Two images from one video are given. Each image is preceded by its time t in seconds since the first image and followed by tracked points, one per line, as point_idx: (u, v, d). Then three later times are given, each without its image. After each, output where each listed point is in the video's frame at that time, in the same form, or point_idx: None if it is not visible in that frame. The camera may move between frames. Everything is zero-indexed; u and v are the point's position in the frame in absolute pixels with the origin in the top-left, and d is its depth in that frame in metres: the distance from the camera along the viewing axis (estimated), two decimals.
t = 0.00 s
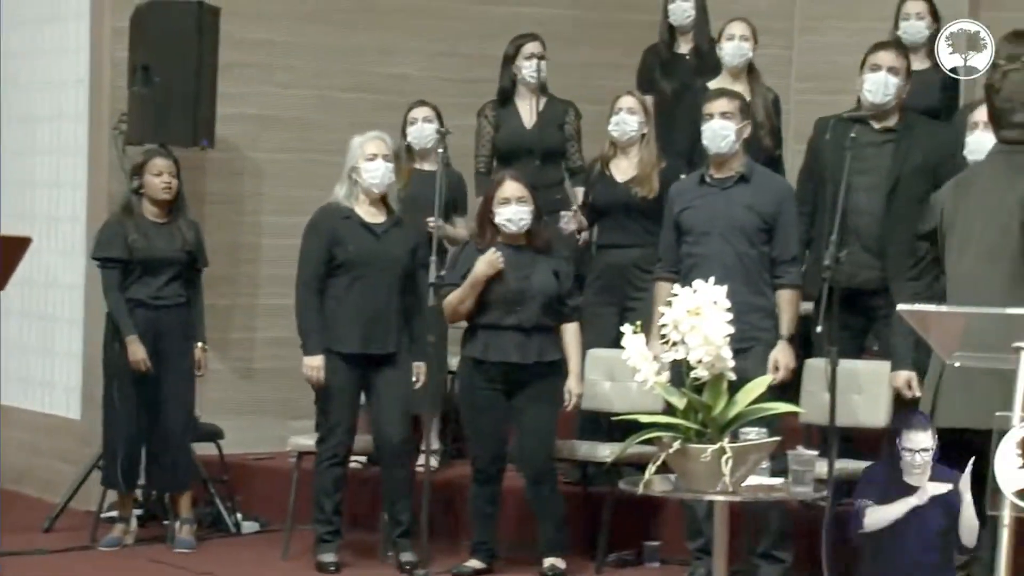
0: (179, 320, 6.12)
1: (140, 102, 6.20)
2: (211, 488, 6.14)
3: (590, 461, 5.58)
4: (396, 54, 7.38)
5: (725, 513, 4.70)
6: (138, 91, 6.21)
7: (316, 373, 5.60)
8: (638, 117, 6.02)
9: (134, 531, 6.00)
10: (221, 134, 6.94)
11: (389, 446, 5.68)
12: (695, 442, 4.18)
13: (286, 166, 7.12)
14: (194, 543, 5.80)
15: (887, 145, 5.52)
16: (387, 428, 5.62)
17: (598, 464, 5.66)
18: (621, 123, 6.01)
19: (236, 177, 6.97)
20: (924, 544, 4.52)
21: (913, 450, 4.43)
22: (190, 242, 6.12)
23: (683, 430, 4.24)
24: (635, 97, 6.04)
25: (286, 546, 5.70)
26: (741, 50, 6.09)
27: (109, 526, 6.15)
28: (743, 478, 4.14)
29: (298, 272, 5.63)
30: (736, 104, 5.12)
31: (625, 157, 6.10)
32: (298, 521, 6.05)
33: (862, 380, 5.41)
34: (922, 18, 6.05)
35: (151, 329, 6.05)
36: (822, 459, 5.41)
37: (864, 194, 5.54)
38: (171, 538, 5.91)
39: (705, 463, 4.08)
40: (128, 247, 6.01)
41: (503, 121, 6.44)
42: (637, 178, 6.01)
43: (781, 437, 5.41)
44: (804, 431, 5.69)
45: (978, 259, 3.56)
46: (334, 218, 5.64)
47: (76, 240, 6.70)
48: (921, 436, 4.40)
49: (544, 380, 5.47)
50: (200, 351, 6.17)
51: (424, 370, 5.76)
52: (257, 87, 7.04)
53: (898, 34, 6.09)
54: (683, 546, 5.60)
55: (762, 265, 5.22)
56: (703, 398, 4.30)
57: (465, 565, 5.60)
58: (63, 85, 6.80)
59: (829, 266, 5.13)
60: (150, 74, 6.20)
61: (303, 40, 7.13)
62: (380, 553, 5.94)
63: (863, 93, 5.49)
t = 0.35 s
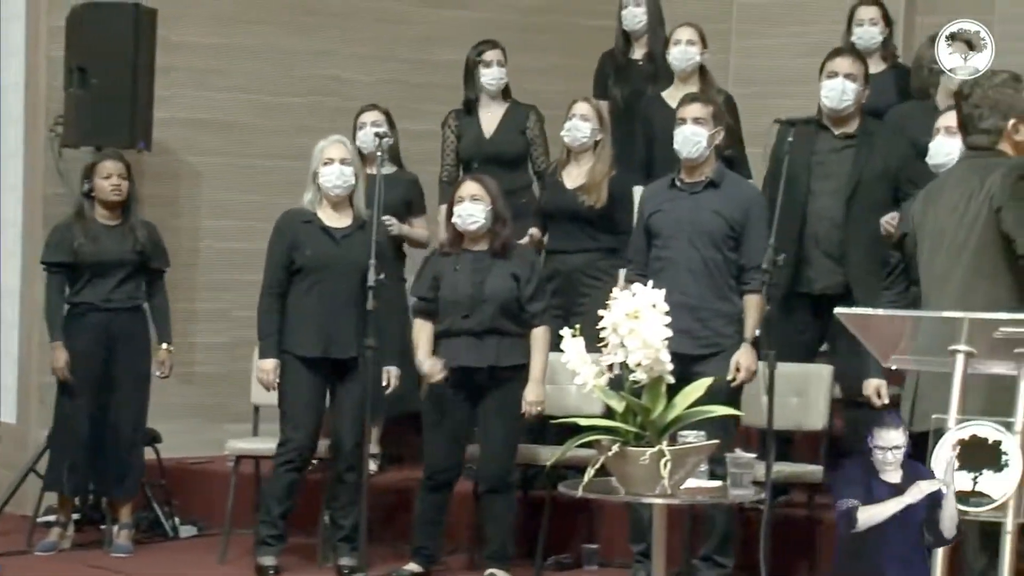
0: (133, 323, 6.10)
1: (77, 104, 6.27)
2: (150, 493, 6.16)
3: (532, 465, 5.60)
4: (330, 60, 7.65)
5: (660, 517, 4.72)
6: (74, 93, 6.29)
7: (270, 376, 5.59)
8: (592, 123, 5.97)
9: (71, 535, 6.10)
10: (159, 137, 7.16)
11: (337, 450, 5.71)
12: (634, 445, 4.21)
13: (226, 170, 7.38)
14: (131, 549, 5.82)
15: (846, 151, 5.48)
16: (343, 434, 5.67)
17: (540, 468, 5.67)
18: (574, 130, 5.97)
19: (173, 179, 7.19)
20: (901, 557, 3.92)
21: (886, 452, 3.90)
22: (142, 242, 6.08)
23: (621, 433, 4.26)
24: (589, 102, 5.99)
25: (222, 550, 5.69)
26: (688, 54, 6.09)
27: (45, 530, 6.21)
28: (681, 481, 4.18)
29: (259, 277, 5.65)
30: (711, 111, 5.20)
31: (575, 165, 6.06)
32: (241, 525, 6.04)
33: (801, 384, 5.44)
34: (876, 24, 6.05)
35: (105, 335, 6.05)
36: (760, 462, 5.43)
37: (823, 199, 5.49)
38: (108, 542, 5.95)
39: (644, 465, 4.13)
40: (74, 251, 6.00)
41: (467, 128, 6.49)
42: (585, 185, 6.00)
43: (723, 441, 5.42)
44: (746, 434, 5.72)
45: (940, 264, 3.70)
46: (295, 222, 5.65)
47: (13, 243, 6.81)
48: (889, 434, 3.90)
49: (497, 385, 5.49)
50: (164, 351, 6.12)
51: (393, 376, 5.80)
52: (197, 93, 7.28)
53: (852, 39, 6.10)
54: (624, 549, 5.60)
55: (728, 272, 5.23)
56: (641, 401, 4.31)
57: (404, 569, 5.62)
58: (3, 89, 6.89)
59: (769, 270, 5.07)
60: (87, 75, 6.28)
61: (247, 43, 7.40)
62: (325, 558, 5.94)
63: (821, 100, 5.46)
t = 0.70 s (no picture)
0: (67, 326, 6.05)
1: (7, 102, 6.22)
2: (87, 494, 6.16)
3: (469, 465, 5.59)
4: (267, 58, 7.63)
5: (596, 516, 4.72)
6: (6, 91, 6.24)
7: (206, 371, 5.70)
8: (524, 126, 5.96)
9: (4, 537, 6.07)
10: (93, 135, 7.12)
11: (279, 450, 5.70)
12: (570, 445, 4.23)
13: (163, 171, 7.35)
14: (64, 550, 5.83)
15: (784, 150, 5.55)
16: (285, 431, 5.66)
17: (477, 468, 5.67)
18: (506, 133, 5.95)
19: (107, 177, 7.16)
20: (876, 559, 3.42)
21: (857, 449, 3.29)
22: (76, 244, 6.04)
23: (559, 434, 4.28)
24: (523, 104, 5.97)
25: (158, 553, 5.67)
26: (624, 53, 6.15)
27: None
28: (618, 481, 4.19)
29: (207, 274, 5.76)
30: (661, 113, 5.25)
31: (508, 165, 6.05)
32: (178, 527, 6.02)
33: (738, 384, 5.45)
34: (814, 22, 6.11)
35: (37, 336, 6.01)
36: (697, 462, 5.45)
37: (762, 198, 5.55)
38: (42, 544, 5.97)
39: (581, 465, 4.14)
40: (10, 256, 6.02)
41: (410, 127, 6.51)
42: (514, 185, 6.00)
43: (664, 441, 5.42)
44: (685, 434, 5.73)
45: (878, 272, 3.59)
46: (240, 219, 5.73)
47: None
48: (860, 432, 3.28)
49: (437, 386, 5.49)
50: (95, 357, 5.99)
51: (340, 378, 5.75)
52: (137, 92, 7.24)
53: (790, 38, 6.14)
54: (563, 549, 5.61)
55: (675, 272, 5.25)
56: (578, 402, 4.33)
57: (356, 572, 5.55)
58: None
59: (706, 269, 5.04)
60: (19, 74, 6.26)
61: (180, 39, 7.36)
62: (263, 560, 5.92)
63: (759, 99, 5.54)
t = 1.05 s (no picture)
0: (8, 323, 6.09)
1: None
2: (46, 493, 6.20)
3: (423, 462, 5.69)
4: (224, 59, 7.71)
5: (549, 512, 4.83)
6: None
7: (154, 370, 5.78)
8: (458, 126, 6.12)
9: None
10: (52, 137, 7.16)
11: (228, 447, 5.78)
12: (524, 442, 4.34)
13: (121, 172, 7.39)
14: (23, 545, 5.89)
15: (721, 154, 5.72)
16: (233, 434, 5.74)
17: (431, 464, 5.79)
18: (442, 134, 6.11)
19: (66, 178, 7.19)
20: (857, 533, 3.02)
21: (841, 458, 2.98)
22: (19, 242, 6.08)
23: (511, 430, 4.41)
24: (455, 107, 6.12)
25: (115, 550, 5.74)
26: (564, 58, 6.31)
27: None
28: (570, 476, 4.30)
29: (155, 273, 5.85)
30: (602, 112, 5.34)
31: (445, 164, 6.21)
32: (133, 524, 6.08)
33: (686, 382, 5.57)
34: (751, 29, 6.45)
35: None
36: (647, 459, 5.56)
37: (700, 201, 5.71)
38: None
39: (535, 461, 4.23)
40: None
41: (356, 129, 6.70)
42: (455, 182, 6.16)
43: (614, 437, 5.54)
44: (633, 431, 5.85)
45: (828, 265, 3.58)
46: (189, 219, 5.81)
47: None
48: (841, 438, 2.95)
49: (383, 384, 5.59)
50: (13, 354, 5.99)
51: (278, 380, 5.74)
52: (92, 93, 7.29)
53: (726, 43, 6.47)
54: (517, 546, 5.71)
55: (620, 270, 5.36)
56: (531, 399, 4.45)
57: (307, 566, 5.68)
58: None
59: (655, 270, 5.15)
60: None
61: (134, 41, 7.40)
62: (218, 557, 6.00)
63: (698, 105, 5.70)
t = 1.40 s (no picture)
0: None
1: None
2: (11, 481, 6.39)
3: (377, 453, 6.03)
4: (178, 67, 8.29)
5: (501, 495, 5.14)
6: None
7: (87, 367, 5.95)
8: (398, 131, 6.58)
9: None
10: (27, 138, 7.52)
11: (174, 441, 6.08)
12: (475, 433, 4.62)
13: (85, 175, 7.97)
14: None
15: (639, 156, 6.28)
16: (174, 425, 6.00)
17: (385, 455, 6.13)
18: (383, 138, 6.56)
19: (33, 180, 7.78)
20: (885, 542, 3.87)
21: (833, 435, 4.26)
22: None
23: (463, 421, 4.68)
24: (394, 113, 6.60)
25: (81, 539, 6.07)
26: (499, 64, 6.62)
27: None
28: (519, 467, 4.56)
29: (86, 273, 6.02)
30: (520, 118, 5.72)
31: (387, 168, 6.68)
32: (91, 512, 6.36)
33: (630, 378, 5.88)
34: (676, 37, 6.82)
35: None
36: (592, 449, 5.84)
37: (620, 202, 6.25)
38: None
39: (485, 451, 4.51)
40: None
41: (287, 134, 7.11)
42: (399, 184, 6.62)
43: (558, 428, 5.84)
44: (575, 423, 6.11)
45: (734, 261, 3.80)
46: (121, 221, 5.99)
47: None
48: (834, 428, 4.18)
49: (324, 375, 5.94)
50: None
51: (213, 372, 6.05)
52: (55, 101, 7.87)
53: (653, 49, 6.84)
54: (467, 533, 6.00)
55: (542, 269, 5.77)
56: (482, 393, 4.73)
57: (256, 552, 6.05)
58: None
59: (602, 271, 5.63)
60: None
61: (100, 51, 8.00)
62: (175, 542, 6.27)
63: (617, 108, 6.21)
